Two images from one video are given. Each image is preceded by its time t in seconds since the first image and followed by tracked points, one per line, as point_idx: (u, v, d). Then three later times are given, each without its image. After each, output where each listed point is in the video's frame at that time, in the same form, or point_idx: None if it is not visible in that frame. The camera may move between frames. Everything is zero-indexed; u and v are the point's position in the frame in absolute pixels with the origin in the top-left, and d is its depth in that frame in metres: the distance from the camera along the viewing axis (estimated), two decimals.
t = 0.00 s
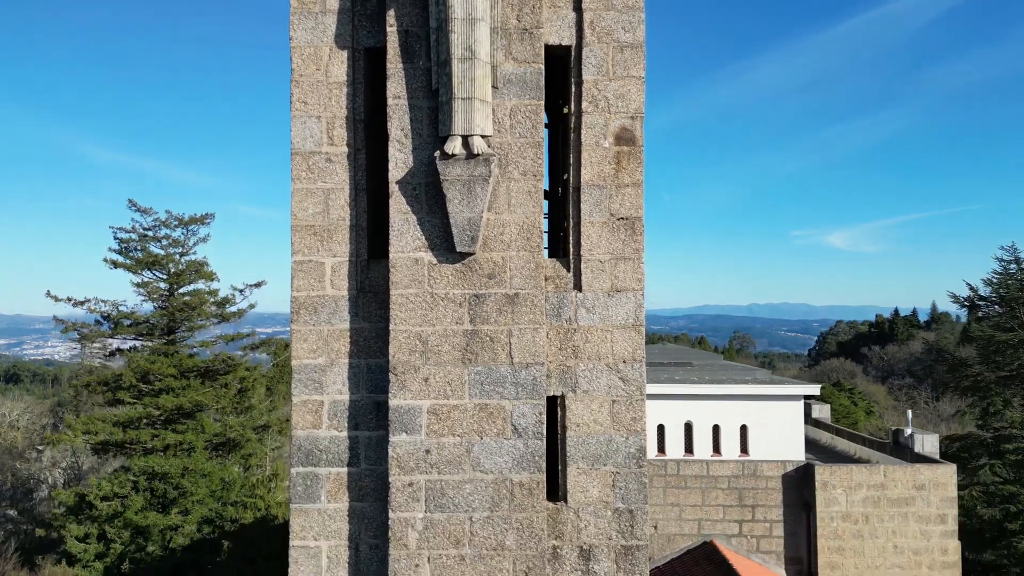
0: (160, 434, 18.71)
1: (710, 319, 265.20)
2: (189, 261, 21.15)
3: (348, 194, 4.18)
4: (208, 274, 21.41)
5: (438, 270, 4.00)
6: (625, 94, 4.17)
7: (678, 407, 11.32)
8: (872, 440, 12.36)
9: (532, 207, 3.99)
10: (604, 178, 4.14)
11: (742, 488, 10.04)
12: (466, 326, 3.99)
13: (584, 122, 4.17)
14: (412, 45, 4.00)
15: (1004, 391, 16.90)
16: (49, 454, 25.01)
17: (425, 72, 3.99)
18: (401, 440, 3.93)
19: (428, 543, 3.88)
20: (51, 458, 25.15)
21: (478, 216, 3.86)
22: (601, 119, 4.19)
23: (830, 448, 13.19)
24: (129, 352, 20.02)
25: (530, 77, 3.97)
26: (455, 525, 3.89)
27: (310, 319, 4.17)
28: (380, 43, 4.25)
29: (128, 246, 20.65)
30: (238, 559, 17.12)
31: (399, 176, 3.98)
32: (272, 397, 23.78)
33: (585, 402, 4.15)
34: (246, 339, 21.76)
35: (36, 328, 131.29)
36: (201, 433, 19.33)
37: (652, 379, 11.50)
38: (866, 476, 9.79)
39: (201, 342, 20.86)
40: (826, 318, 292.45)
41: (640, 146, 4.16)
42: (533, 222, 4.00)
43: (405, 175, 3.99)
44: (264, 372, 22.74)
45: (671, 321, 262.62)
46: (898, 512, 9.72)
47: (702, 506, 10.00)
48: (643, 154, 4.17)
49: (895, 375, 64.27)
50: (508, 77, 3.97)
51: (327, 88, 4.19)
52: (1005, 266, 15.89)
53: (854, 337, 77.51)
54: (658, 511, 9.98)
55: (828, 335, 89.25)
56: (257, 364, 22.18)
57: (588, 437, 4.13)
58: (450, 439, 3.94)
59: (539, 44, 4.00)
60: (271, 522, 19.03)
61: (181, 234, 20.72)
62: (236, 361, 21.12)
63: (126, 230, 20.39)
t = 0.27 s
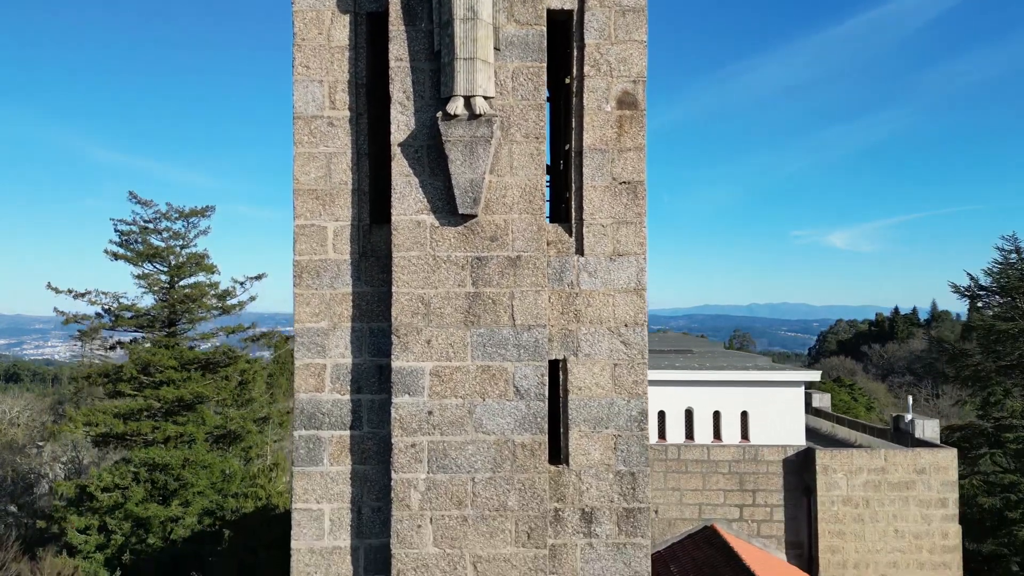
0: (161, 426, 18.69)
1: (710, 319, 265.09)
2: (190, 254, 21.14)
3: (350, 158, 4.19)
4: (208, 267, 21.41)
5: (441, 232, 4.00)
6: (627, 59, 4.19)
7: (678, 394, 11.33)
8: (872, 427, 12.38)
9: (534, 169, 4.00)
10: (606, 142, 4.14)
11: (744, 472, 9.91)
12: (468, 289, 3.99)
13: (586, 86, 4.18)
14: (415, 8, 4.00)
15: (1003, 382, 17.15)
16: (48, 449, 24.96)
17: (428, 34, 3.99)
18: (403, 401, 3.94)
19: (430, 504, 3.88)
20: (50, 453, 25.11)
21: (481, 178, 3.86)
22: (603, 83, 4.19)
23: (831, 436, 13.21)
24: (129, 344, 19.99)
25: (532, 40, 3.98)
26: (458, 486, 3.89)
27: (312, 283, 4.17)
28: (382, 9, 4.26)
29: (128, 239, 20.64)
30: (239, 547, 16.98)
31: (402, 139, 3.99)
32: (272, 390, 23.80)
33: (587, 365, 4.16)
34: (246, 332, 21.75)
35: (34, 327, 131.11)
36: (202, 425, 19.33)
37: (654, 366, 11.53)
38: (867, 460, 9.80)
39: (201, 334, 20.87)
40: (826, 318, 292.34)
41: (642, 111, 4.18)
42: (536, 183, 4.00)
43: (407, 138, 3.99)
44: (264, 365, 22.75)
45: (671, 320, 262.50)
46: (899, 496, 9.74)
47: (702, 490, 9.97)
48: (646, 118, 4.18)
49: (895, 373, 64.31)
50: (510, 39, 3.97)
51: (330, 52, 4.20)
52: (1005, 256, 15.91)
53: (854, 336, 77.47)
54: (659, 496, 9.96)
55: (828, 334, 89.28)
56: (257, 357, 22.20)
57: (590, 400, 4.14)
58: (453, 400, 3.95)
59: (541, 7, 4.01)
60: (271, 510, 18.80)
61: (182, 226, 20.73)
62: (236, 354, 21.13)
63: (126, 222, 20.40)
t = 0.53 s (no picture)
0: (161, 418, 18.71)
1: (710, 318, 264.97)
2: (190, 246, 21.14)
3: (351, 122, 4.18)
4: (209, 259, 21.41)
5: (442, 195, 3.99)
6: (629, 23, 4.18)
7: (679, 381, 11.35)
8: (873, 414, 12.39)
9: (536, 131, 3.99)
10: (608, 106, 4.14)
11: (744, 458, 9.86)
12: (469, 252, 3.99)
13: (588, 50, 4.18)
14: None
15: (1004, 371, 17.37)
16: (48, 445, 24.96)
17: None
18: (405, 363, 3.93)
19: (432, 465, 3.88)
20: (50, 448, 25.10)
21: (482, 138, 3.85)
22: (604, 47, 4.19)
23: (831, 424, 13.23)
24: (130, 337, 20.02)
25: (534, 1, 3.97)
26: (459, 448, 3.89)
27: (313, 248, 4.17)
28: None
29: (128, 231, 20.67)
30: (240, 536, 16.73)
31: (403, 101, 3.98)
32: (273, 384, 23.81)
33: (588, 330, 4.16)
34: (247, 325, 21.77)
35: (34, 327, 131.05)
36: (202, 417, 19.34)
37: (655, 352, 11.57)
38: (868, 445, 9.80)
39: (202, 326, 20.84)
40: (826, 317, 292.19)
41: (643, 74, 4.17)
42: (537, 145, 3.99)
43: (408, 100, 3.98)
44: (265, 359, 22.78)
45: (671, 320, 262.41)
46: (899, 480, 9.74)
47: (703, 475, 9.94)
48: (647, 82, 4.18)
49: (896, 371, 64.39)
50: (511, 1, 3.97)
51: (331, 16, 4.19)
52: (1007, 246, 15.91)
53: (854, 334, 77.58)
54: (660, 481, 9.94)
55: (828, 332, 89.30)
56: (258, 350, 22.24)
57: (591, 364, 4.14)
58: (454, 362, 3.95)
59: None
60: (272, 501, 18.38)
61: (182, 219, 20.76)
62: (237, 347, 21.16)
63: (127, 214, 20.43)
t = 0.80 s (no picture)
0: (161, 410, 18.70)
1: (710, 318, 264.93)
2: (190, 238, 21.11)
3: (352, 86, 4.17)
4: (208, 251, 21.38)
5: (443, 158, 3.98)
6: None
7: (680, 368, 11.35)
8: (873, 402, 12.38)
9: (538, 94, 3.98)
10: (610, 69, 4.13)
11: (745, 443, 9.83)
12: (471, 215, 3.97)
13: (589, 15, 4.17)
14: None
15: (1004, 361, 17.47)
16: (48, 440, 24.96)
17: None
18: (406, 326, 3.92)
19: (433, 429, 3.87)
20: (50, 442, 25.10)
21: (483, 100, 3.84)
22: (606, 11, 4.19)
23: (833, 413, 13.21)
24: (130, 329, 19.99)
25: None
26: (460, 411, 3.88)
27: (315, 212, 4.16)
28: None
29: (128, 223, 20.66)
30: (240, 526, 16.58)
31: (404, 63, 3.97)
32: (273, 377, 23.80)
33: (590, 295, 4.15)
34: (247, 318, 21.75)
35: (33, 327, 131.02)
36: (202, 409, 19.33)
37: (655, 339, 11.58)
38: (869, 430, 9.79)
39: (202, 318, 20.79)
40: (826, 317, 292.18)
41: (646, 38, 4.17)
42: (538, 108, 3.98)
43: (409, 62, 3.97)
44: (265, 352, 22.77)
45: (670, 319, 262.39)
46: (900, 465, 9.74)
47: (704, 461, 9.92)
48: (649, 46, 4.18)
49: (896, 369, 64.45)
50: None
51: None
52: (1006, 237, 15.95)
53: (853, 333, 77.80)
54: (661, 467, 9.92)
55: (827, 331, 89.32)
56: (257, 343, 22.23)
57: (593, 329, 4.12)
58: (456, 326, 3.94)
59: None
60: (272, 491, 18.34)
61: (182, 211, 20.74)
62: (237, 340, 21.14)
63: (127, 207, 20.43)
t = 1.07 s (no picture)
0: (161, 401, 18.69)
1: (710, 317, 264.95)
2: (190, 231, 21.09)
3: (351, 46, 4.15)
4: (208, 244, 21.35)
5: (443, 116, 3.96)
6: None
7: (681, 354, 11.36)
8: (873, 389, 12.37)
9: (538, 53, 3.96)
10: (611, 30, 4.11)
11: (745, 427, 9.81)
12: (471, 174, 3.95)
13: None
14: None
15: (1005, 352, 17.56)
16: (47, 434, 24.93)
17: None
18: (406, 286, 3.89)
19: (433, 388, 3.85)
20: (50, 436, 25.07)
21: (483, 57, 3.81)
22: None
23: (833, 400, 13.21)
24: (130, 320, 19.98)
25: None
26: (460, 370, 3.86)
27: (314, 174, 4.13)
28: None
29: (128, 215, 20.64)
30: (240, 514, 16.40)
31: (404, 22, 3.95)
32: (273, 371, 23.80)
33: (590, 257, 4.13)
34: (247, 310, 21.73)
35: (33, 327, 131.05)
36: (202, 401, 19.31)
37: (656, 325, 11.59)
38: (869, 413, 9.78)
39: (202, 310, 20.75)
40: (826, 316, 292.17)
41: None
42: (538, 66, 3.96)
43: (409, 21, 3.95)
44: (265, 344, 22.73)
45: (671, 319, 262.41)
46: (901, 448, 9.72)
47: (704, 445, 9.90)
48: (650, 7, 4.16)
49: (896, 367, 64.50)
50: None
51: None
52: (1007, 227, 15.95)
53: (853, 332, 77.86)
54: (661, 451, 9.89)
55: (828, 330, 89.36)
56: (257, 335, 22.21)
57: (593, 290, 4.10)
58: (455, 286, 3.91)
59: None
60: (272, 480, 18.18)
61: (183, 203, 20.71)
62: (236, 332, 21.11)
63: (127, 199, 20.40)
